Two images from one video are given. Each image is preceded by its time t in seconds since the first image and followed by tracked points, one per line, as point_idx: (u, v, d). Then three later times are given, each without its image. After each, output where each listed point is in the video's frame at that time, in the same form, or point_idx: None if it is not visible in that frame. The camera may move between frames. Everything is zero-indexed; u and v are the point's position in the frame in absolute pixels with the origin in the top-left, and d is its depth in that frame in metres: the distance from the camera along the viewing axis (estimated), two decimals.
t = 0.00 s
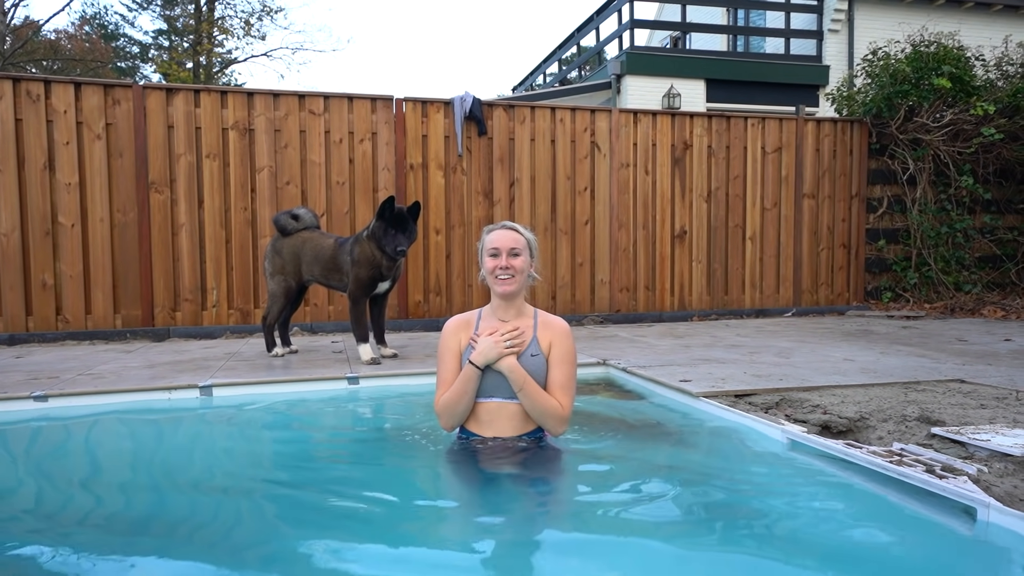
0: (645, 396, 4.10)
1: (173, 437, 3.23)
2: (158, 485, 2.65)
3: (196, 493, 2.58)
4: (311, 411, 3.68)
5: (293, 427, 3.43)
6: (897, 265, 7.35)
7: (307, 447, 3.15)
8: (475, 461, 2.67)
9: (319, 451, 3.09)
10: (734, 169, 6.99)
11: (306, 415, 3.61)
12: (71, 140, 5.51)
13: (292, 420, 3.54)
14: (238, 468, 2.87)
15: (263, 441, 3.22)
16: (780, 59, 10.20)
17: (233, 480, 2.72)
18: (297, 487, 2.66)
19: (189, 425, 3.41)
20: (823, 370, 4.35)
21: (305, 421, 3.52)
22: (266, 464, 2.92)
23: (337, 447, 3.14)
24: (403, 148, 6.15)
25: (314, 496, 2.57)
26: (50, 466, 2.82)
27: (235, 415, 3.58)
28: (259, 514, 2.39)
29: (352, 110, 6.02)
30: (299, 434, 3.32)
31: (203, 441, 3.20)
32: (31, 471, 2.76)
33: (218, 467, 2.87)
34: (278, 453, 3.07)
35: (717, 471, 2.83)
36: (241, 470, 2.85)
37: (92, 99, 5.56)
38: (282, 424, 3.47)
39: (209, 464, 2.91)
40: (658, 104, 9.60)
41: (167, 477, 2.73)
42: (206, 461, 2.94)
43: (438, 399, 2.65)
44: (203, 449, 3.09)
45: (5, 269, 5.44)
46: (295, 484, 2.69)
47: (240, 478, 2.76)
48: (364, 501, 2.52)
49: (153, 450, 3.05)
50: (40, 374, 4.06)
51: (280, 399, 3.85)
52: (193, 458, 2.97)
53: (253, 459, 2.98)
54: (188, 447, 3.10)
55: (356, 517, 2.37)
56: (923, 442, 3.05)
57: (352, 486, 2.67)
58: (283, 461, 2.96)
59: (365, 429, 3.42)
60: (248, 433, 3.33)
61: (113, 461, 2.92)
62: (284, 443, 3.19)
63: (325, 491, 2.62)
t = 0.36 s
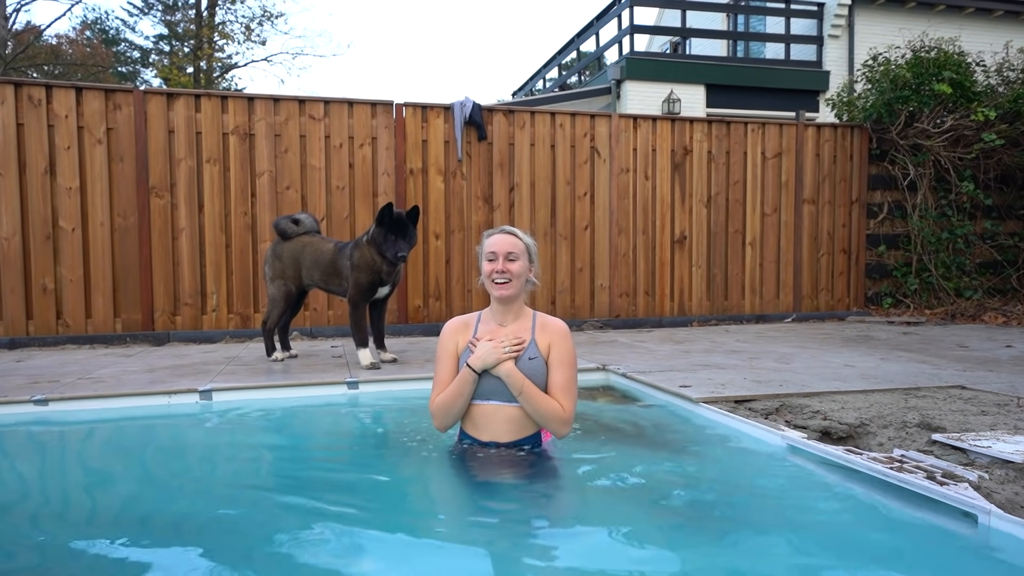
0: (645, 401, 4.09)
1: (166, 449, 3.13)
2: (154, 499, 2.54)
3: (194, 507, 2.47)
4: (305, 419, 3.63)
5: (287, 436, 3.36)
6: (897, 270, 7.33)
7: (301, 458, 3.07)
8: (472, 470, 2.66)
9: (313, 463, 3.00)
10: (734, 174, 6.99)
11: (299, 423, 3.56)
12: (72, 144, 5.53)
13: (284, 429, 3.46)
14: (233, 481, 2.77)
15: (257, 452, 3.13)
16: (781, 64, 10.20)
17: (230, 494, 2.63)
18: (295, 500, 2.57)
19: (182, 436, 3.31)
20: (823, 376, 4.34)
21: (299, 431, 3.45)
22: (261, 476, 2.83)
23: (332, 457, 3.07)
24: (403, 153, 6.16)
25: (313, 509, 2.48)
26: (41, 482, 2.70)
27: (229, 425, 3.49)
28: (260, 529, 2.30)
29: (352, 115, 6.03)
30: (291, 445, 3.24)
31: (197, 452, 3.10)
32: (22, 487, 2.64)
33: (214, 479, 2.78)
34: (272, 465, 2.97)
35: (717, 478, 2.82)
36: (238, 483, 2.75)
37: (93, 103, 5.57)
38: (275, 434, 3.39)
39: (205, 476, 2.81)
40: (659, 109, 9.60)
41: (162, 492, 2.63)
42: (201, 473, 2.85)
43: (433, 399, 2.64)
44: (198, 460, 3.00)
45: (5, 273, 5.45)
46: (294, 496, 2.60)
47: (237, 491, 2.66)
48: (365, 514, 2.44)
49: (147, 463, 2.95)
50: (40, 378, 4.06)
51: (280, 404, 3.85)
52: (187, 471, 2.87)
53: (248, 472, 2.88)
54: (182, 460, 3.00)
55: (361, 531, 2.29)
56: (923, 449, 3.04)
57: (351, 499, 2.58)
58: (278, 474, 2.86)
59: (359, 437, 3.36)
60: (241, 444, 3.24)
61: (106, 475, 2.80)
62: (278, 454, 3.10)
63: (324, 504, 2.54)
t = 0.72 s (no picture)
0: (643, 404, 4.09)
1: (156, 462, 2.98)
2: (151, 517, 2.38)
3: (193, 524, 2.32)
4: (293, 424, 3.56)
5: (276, 445, 3.26)
6: (895, 274, 7.34)
7: (292, 468, 2.96)
8: (472, 473, 2.64)
9: (305, 473, 2.90)
10: (733, 177, 7.00)
11: (288, 429, 3.49)
12: (71, 146, 5.52)
13: (272, 437, 3.37)
14: (229, 494, 2.63)
15: (247, 463, 3.01)
16: (779, 68, 10.23)
17: (229, 509, 2.48)
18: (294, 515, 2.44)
19: (170, 448, 3.17)
20: (821, 379, 4.34)
21: (287, 438, 3.36)
22: (256, 489, 2.69)
23: (323, 468, 2.97)
24: (402, 155, 6.16)
25: (316, 523, 2.36)
26: (27, 501, 2.51)
27: (217, 434, 3.38)
28: (268, 546, 2.17)
29: (351, 118, 6.04)
30: (280, 454, 3.13)
31: (189, 465, 2.96)
32: (8, 506, 2.45)
33: (209, 493, 2.63)
34: (264, 477, 2.84)
35: (716, 480, 2.82)
36: (234, 497, 2.61)
37: (92, 106, 5.57)
38: (263, 443, 3.28)
39: (200, 490, 2.67)
40: (658, 112, 9.62)
41: (158, 508, 2.47)
42: (195, 487, 2.70)
43: (432, 405, 2.64)
44: (192, 472, 2.87)
45: (4, 275, 5.44)
46: (294, 509, 2.48)
47: (235, 505, 2.52)
48: (371, 527, 2.33)
49: (138, 478, 2.79)
50: (38, 381, 4.05)
51: (278, 407, 3.84)
52: (180, 485, 2.72)
53: (242, 484, 2.75)
54: (173, 473, 2.86)
55: (373, 546, 2.18)
56: (922, 452, 3.04)
57: (352, 511, 2.48)
58: (272, 486, 2.74)
59: (347, 443, 3.29)
60: (230, 454, 3.12)
61: (96, 492, 2.63)
62: (269, 465, 2.99)
63: (326, 517, 2.42)
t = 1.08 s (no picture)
0: (637, 407, 4.10)
1: (144, 477, 2.82)
2: (150, 537, 2.22)
3: (198, 544, 2.17)
4: (277, 433, 3.47)
5: (260, 456, 3.14)
6: (887, 277, 7.41)
7: (279, 480, 2.83)
8: (469, 476, 2.63)
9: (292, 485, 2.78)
10: (727, 181, 7.04)
11: (273, 437, 3.40)
12: (64, 147, 5.48)
13: (255, 447, 3.26)
14: (223, 510, 2.49)
15: (235, 476, 2.87)
16: (770, 72, 10.30)
17: (227, 526, 2.34)
18: (294, 530, 2.32)
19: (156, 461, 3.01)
20: (814, 382, 4.36)
21: (271, 448, 3.25)
22: (249, 504, 2.56)
23: (310, 479, 2.85)
24: (398, 158, 6.16)
25: (318, 538, 2.26)
26: (16, 511, 2.43)
27: (202, 446, 3.25)
28: (268, 555, 2.12)
29: (347, 120, 6.03)
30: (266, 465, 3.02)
31: (177, 480, 2.80)
32: None
33: (203, 510, 2.48)
34: (254, 490, 2.71)
35: (710, 482, 2.84)
36: (229, 508, 2.52)
37: (84, 107, 5.53)
38: (246, 454, 3.16)
39: (194, 498, 2.61)
40: (651, 116, 9.66)
41: (154, 522, 2.35)
42: (187, 504, 2.55)
43: (427, 407, 2.63)
44: (185, 476, 2.85)
45: None
46: (290, 514, 2.47)
47: (233, 521, 2.38)
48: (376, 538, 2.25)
49: (127, 494, 2.63)
50: (29, 384, 4.00)
51: (270, 410, 3.81)
52: (170, 501, 2.56)
53: (235, 499, 2.61)
54: (161, 488, 2.70)
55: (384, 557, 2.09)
56: (913, 455, 3.06)
57: (348, 518, 2.44)
58: (265, 496, 2.65)
59: (337, 448, 3.26)
60: (217, 466, 2.98)
61: (85, 508, 2.49)
62: (257, 475, 2.89)
63: (322, 524, 2.38)
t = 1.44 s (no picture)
0: (604, 410, 4.13)
1: (98, 497, 2.64)
2: (111, 561, 2.06)
3: (161, 559, 2.09)
4: (236, 446, 3.34)
5: (220, 471, 2.99)
6: (846, 279, 7.60)
7: (241, 495, 2.70)
8: (435, 480, 2.62)
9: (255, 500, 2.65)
10: (692, 186, 7.14)
11: (235, 447, 3.31)
12: (17, 146, 5.31)
13: (215, 462, 3.11)
14: (185, 529, 2.35)
15: (195, 493, 2.72)
16: (733, 79, 10.49)
17: (193, 546, 2.21)
18: (261, 541, 2.26)
19: (110, 480, 2.83)
20: (776, 383, 4.45)
21: (231, 462, 3.11)
22: (211, 513, 2.51)
23: (273, 493, 2.73)
24: (365, 160, 6.11)
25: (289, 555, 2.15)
26: None
27: (160, 461, 3.09)
28: (231, 562, 2.09)
29: (312, 121, 5.96)
30: (227, 481, 2.87)
31: (135, 499, 2.63)
32: None
33: (165, 529, 2.33)
34: (216, 508, 2.57)
35: (674, 484, 2.88)
36: (190, 517, 2.46)
37: (38, 105, 5.36)
38: (205, 469, 3.01)
39: (153, 507, 2.55)
40: (617, 121, 9.76)
41: (110, 533, 2.29)
42: (145, 513, 2.49)
43: (392, 410, 2.61)
44: (142, 485, 2.78)
45: None
46: (254, 522, 2.43)
47: (198, 541, 2.24)
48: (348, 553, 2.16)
49: (81, 516, 2.45)
50: None
51: (232, 418, 3.72)
52: (127, 522, 2.40)
53: (197, 517, 2.47)
54: (116, 508, 2.53)
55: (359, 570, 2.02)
56: (869, 454, 3.13)
57: (313, 524, 2.41)
58: (227, 504, 2.60)
59: (302, 454, 3.22)
60: (175, 484, 2.82)
61: (37, 518, 2.41)
62: (219, 482, 2.84)
63: (288, 531, 2.35)
